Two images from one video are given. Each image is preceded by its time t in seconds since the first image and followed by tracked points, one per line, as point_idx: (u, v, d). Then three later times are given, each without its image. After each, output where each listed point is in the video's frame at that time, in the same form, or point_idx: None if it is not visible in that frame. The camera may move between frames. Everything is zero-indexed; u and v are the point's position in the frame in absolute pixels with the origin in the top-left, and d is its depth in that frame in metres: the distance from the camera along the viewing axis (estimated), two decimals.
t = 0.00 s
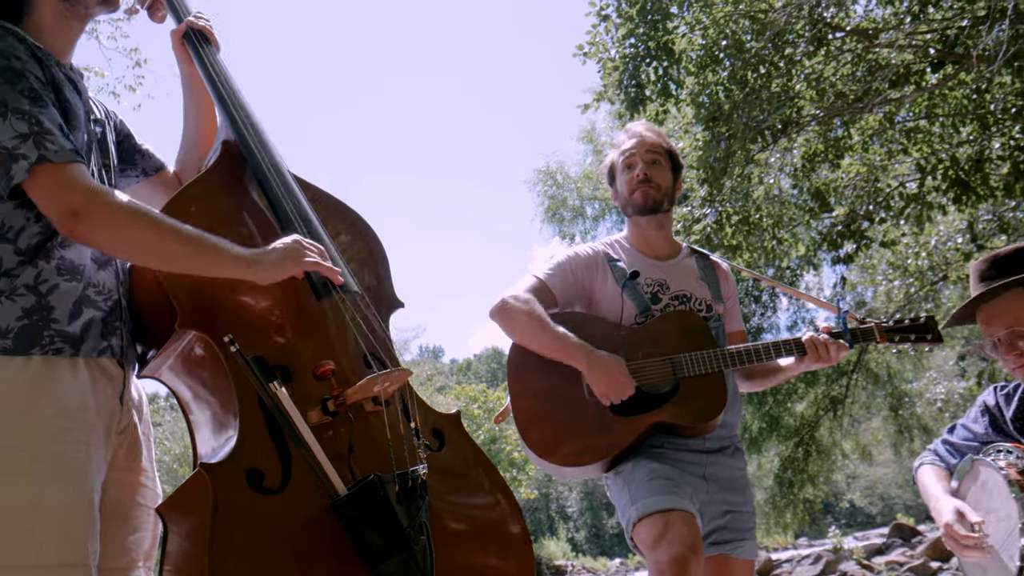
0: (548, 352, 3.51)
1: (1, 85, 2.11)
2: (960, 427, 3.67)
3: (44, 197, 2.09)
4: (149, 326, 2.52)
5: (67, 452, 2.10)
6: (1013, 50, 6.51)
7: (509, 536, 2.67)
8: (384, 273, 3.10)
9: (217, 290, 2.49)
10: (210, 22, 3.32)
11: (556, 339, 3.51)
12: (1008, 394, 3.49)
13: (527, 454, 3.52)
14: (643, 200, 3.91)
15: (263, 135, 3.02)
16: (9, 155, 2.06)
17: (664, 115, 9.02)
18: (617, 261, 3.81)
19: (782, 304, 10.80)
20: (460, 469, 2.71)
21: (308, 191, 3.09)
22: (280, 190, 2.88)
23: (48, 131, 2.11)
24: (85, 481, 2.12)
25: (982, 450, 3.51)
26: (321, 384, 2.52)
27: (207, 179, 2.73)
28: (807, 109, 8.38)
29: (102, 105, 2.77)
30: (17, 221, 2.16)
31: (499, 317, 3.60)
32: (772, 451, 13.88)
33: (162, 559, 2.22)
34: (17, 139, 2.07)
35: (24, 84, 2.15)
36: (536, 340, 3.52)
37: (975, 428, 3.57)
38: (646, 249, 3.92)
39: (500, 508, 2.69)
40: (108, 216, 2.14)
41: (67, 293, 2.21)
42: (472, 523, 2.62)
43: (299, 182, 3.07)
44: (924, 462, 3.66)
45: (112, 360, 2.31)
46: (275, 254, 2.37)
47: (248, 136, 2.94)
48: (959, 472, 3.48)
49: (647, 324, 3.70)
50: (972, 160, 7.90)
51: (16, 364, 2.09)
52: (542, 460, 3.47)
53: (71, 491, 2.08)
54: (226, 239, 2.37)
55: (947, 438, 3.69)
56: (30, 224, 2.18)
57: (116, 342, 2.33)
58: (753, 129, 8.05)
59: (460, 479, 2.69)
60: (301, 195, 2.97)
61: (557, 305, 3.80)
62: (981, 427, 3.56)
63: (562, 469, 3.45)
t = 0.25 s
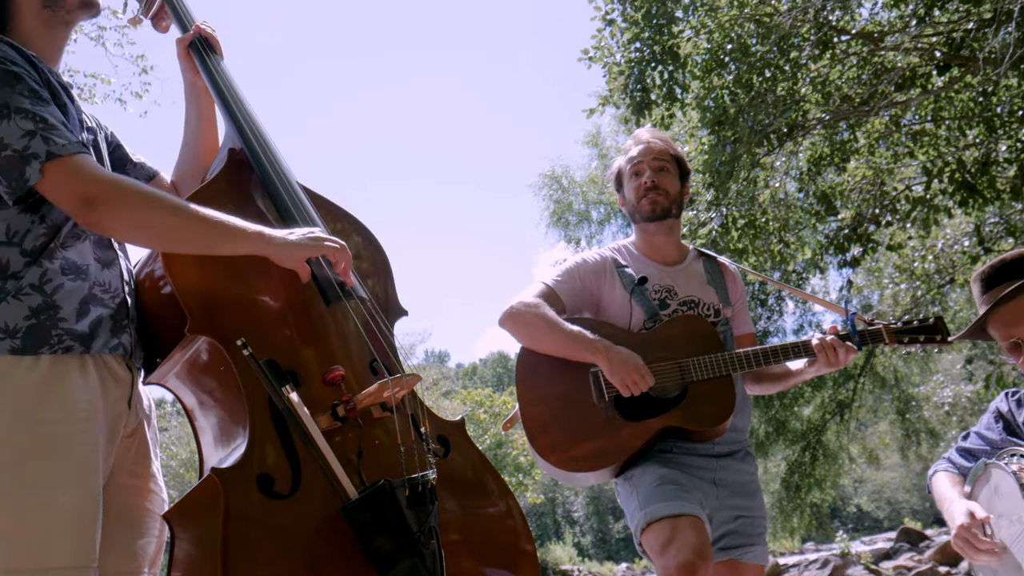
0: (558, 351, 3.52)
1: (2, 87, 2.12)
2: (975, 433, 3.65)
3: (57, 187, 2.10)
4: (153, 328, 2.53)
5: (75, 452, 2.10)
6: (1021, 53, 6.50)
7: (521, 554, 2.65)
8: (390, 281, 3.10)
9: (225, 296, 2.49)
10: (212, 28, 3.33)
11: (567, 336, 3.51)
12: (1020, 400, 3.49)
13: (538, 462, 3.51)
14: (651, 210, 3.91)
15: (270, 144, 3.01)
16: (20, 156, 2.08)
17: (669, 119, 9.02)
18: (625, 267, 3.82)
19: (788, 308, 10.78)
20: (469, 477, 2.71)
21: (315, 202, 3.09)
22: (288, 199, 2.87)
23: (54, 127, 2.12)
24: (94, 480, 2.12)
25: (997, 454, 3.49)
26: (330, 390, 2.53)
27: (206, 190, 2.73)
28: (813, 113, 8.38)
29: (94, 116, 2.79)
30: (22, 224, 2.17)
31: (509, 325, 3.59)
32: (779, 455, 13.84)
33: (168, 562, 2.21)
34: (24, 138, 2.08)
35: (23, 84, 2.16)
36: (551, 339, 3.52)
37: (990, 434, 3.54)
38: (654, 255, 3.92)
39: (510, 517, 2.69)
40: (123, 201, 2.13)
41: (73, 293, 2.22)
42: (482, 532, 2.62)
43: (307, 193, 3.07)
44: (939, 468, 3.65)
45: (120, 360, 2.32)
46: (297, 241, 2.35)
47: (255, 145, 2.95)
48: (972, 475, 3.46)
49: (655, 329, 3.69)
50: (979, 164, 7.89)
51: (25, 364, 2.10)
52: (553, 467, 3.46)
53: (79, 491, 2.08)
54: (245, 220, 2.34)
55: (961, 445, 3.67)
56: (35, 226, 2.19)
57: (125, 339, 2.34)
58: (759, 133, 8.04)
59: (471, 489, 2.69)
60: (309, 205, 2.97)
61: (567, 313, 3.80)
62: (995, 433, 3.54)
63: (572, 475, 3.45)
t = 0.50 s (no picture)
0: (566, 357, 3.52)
1: (3, 103, 2.11)
2: (988, 438, 3.65)
3: (55, 212, 2.10)
4: (158, 339, 2.50)
5: (75, 457, 2.09)
6: None
7: (530, 562, 2.65)
8: (393, 288, 3.11)
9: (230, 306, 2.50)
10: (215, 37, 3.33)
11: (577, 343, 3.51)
12: None
13: (551, 464, 3.52)
14: (663, 209, 3.91)
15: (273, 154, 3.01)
16: (16, 173, 2.07)
17: (677, 122, 9.01)
18: (638, 270, 3.81)
19: (797, 311, 10.75)
20: (478, 484, 2.71)
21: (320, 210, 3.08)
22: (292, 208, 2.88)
23: (53, 147, 2.11)
24: (95, 484, 2.12)
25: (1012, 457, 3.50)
26: (336, 397, 2.53)
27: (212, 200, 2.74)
28: (822, 116, 8.37)
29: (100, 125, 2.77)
30: (24, 229, 2.17)
31: (521, 327, 3.60)
32: (788, 459, 13.79)
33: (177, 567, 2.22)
34: (24, 155, 2.08)
35: (26, 100, 2.15)
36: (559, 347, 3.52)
37: (1003, 437, 3.57)
38: (666, 256, 3.92)
39: (521, 526, 2.70)
40: (120, 232, 2.16)
41: (75, 297, 2.22)
42: (490, 540, 2.62)
43: (312, 201, 3.07)
44: (951, 474, 3.62)
45: (123, 365, 2.32)
46: (284, 265, 2.43)
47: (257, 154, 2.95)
48: (986, 480, 3.47)
49: (668, 330, 3.69)
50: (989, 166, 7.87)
51: (27, 368, 2.10)
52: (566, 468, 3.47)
53: (80, 497, 2.09)
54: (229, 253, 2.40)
55: (974, 450, 3.66)
56: (37, 231, 2.19)
57: (127, 346, 2.35)
58: (767, 136, 8.03)
59: (479, 497, 2.69)
60: (314, 214, 2.96)
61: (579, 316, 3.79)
62: (1009, 436, 3.56)
63: (583, 477, 3.45)
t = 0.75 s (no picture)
0: (573, 367, 3.51)
1: (19, 102, 2.14)
2: (1006, 439, 3.65)
3: (68, 205, 2.11)
4: (166, 343, 2.53)
5: (82, 463, 2.10)
6: None
7: (539, 566, 2.66)
8: (402, 294, 3.11)
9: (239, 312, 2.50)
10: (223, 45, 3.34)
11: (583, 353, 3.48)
12: None
13: (564, 468, 3.51)
14: (675, 218, 3.89)
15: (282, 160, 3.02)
16: (32, 171, 2.09)
17: (687, 124, 9.00)
18: (650, 274, 3.82)
19: (808, 313, 10.72)
20: (489, 489, 2.71)
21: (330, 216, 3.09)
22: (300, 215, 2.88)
23: (68, 144, 2.13)
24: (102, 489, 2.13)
25: None
26: (346, 402, 2.53)
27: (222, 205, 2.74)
28: (832, 117, 8.35)
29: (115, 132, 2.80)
30: (34, 235, 2.19)
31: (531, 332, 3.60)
32: (799, 462, 13.75)
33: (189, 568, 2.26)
34: (40, 152, 2.10)
35: (41, 100, 2.17)
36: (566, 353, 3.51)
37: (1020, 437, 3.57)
38: (678, 262, 3.92)
39: (531, 531, 2.70)
40: (132, 223, 2.16)
41: (84, 305, 2.23)
42: (502, 545, 2.62)
43: (321, 208, 3.07)
44: (968, 475, 3.61)
45: (131, 372, 2.33)
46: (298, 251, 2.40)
47: (266, 159, 2.95)
48: (1003, 482, 3.48)
49: (681, 335, 3.68)
50: (1001, 167, 7.84)
51: (36, 374, 2.10)
52: (576, 472, 3.46)
53: (88, 500, 2.09)
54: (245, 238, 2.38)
55: (991, 452, 3.66)
56: (47, 237, 2.21)
57: (134, 353, 2.36)
58: (777, 137, 7.97)
59: (491, 501, 2.69)
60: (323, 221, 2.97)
61: (589, 320, 3.80)
62: None
63: (594, 480, 3.45)
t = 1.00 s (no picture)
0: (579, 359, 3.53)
1: (39, 109, 2.16)
2: None
3: (77, 219, 2.11)
4: (178, 347, 2.51)
5: (93, 469, 2.11)
6: None
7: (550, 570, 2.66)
8: (411, 298, 3.11)
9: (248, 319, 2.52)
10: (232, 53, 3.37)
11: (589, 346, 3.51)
12: None
13: (572, 466, 3.52)
14: (682, 215, 3.90)
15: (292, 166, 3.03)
16: (45, 178, 2.10)
17: (695, 127, 9.00)
18: (659, 273, 3.82)
19: (816, 315, 10.70)
20: (500, 494, 2.71)
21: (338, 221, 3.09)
22: (310, 221, 2.88)
23: (82, 154, 2.14)
24: (114, 495, 2.13)
25: None
26: (358, 406, 2.54)
27: (231, 213, 2.76)
28: (840, 119, 8.33)
29: (134, 139, 2.81)
30: (49, 240, 2.20)
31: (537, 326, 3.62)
32: (810, 464, 13.71)
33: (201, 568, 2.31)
34: (53, 160, 2.11)
35: (60, 109, 2.19)
36: (574, 348, 3.53)
37: None
38: (687, 262, 3.91)
39: (542, 538, 2.69)
40: (139, 237, 2.17)
41: (98, 311, 2.24)
42: (512, 551, 2.62)
43: (330, 213, 3.08)
44: (984, 472, 3.60)
45: (143, 379, 2.33)
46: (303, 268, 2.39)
47: (276, 166, 2.96)
48: (1018, 481, 3.44)
49: (691, 334, 3.67)
50: (1010, 167, 7.82)
51: (49, 381, 2.12)
52: (585, 471, 3.47)
53: (98, 507, 2.09)
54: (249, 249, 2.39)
55: (1009, 449, 3.63)
56: (62, 242, 2.21)
57: (147, 359, 2.35)
58: (785, 140, 7.96)
59: (501, 504, 2.69)
60: (333, 226, 2.97)
61: (595, 317, 3.79)
62: None
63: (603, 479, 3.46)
